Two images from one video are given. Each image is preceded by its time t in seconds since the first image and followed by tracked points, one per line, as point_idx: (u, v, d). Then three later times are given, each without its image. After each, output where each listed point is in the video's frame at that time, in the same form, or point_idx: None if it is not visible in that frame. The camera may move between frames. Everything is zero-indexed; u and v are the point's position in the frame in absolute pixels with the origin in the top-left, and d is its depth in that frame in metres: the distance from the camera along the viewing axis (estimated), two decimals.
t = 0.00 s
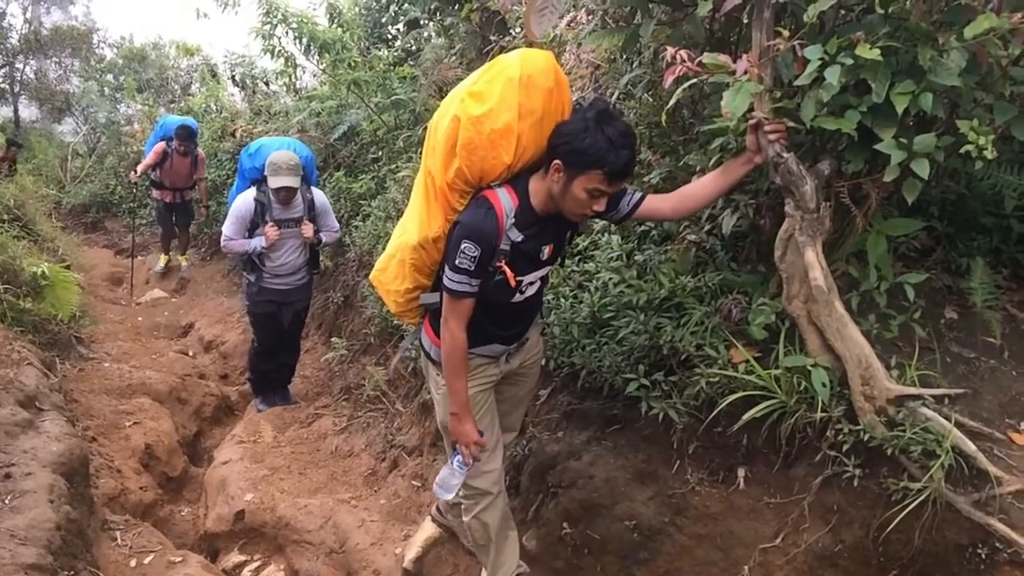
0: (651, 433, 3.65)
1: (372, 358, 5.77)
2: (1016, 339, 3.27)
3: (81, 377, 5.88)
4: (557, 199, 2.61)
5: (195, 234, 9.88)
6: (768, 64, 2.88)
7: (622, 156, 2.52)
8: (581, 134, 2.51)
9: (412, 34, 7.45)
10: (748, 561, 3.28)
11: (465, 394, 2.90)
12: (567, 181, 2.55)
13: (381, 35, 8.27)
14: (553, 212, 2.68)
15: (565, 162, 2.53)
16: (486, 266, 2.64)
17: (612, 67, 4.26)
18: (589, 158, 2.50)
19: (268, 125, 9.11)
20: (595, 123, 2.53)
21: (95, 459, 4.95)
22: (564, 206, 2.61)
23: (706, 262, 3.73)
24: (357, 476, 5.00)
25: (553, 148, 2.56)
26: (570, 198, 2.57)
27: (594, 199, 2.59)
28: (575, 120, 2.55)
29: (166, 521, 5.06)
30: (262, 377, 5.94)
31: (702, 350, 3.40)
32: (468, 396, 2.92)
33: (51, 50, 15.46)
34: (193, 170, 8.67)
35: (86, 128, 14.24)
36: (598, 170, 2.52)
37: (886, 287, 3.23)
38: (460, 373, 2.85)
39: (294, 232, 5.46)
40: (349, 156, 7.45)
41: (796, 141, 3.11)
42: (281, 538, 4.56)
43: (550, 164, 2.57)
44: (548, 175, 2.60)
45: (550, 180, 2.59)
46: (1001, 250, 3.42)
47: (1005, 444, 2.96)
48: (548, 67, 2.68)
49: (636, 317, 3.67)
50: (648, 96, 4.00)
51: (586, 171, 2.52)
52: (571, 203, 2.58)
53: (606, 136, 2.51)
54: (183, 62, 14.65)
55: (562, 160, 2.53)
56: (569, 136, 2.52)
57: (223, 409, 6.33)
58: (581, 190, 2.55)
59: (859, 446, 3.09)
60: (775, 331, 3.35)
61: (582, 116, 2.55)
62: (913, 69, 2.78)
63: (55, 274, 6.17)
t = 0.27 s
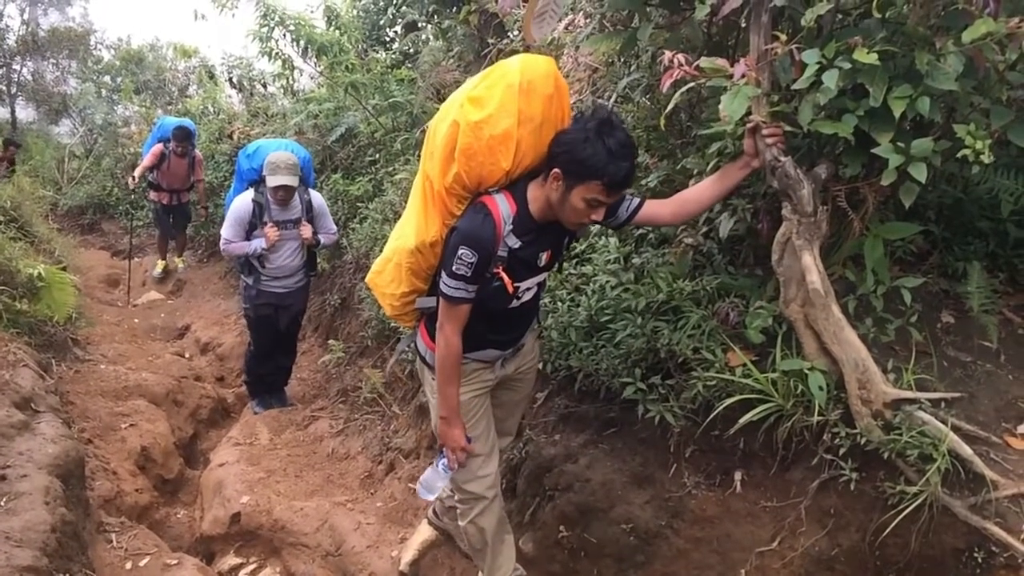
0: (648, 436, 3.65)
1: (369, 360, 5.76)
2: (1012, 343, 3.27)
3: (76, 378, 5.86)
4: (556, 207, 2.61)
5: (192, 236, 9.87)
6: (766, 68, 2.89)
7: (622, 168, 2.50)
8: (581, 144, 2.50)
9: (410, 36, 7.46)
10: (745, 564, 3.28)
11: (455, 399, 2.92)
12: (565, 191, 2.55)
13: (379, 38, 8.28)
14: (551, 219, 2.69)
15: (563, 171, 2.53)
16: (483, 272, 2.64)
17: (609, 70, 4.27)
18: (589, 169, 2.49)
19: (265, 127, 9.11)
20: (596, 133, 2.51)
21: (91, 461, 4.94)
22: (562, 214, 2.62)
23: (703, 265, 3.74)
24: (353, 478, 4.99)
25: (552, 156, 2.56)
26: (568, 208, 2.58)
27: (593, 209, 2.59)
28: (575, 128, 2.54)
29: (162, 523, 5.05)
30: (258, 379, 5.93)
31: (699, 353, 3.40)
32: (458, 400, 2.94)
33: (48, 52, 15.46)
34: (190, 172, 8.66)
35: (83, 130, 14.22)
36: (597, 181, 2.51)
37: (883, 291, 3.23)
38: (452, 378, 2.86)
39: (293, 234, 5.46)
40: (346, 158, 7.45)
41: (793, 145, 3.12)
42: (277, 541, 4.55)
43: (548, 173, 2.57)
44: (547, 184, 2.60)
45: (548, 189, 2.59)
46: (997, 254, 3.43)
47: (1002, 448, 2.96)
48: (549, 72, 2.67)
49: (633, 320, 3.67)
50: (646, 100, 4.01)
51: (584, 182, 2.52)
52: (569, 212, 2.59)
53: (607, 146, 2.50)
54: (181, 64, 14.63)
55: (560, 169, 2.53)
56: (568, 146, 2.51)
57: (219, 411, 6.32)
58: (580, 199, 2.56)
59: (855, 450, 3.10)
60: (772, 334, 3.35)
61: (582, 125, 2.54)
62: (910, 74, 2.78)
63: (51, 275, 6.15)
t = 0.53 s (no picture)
0: (646, 438, 3.65)
1: (367, 362, 5.76)
2: (1011, 346, 3.27)
3: (74, 380, 5.85)
4: (555, 215, 2.62)
5: (190, 237, 9.86)
6: (765, 70, 2.89)
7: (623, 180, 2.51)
8: (583, 153, 2.50)
9: (409, 39, 7.46)
10: (744, 567, 3.28)
11: (448, 403, 2.92)
12: (566, 199, 2.56)
13: (378, 40, 8.29)
14: (551, 227, 2.69)
15: (564, 179, 2.53)
16: (481, 278, 2.64)
17: (608, 73, 4.27)
18: (591, 179, 2.50)
19: (264, 129, 9.11)
20: (598, 144, 2.51)
21: (89, 463, 4.93)
22: (562, 223, 2.62)
23: (702, 267, 3.74)
24: (352, 480, 4.99)
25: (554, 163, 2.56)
26: (568, 216, 2.58)
27: (593, 219, 2.59)
28: (578, 137, 2.54)
29: (160, 525, 5.04)
30: (257, 381, 5.92)
31: (698, 356, 3.40)
32: (451, 405, 2.94)
33: (46, 53, 15.49)
34: (189, 173, 8.65)
35: (82, 131, 14.21)
36: (598, 191, 2.52)
37: (881, 294, 3.23)
38: (446, 383, 2.87)
39: (292, 236, 5.45)
40: (344, 160, 7.44)
41: (792, 147, 3.12)
42: (275, 543, 4.54)
43: (549, 180, 2.57)
44: (547, 191, 2.60)
45: (548, 196, 2.59)
46: (995, 257, 3.43)
47: (1000, 451, 2.96)
48: (552, 78, 2.67)
49: (632, 322, 3.66)
50: (645, 102, 4.01)
51: (585, 191, 2.52)
52: (569, 221, 2.59)
53: (609, 156, 2.50)
54: (179, 66, 14.61)
55: (561, 177, 2.54)
56: (570, 154, 2.52)
57: (217, 413, 6.31)
58: (580, 208, 2.56)
59: (854, 453, 3.10)
60: (771, 337, 3.35)
61: (585, 134, 2.54)
62: (909, 76, 2.79)
63: (49, 277, 6.14)
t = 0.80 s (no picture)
0: (648, 440, 3.65)
1: (369, 363, 5.76)
2: (1013, 348, 3.27)
3: (76, 381, 5.86)
4: (558, 222, 2.60)
5: (192, 239, 9.88)
6: (766, 72, 2.89)
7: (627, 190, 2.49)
8: (588, 161, 2.48)
9: (410, 40, 7.48)
10: (746, 569, 3.28)
11: (445, 407, 2.93)
12: (569, 207, 2.54)
13: (379, 41, 8.30)
14: (553, 233, 2.68)
15: (568, 188, 2.51)
16: (482, 284, 2.64)
17: (610, 74, 4.27)
18: (596, 187, 2.48)
19: (266, 130, 9.12)
20: (603, 152, 2.50)
21: (91, 464, 4.93)
22: (564, 230, 2.60)
23: (704, 268, 3.74)
24: (353, 481, 4.99)
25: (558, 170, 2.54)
26: (570, 224, 2.57)
27: (596, 228, 2.58)
28: (583, 144, 2.53)
29: (161, 526, 5.04)
30: (258, 382, 5.92)
31: (699, 357, 3.40)
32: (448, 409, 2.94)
33: (48, 55, 15.58)
34: (191, 175, 8.65)
35: (84, 133, 14.24)
36: (601, 201, 2.50)
37: (883, 295, 3.23)
38: (444, 387, 2.88)
39: (294, 237, 5.46)
40: (346, 162, 7.45)
41: (794, 148, 3.13)
42: (277, 545, 4.54)
43: (553, 188, 2.55)
44: (551, 198, 2.58)
45: (551, 203, 2.58)
46: (997, 258, 3.43)
47: (1002, 453, 2.96)
48: (556, 84, 2.67)
49: (633, 324, 3.66)
50: (646, 103, 4.01)
51: (589, 200, 2.50)
52: (572, 229, 2.58)
53: (613, 166, 2.48)
54: (181, 67, 14.62)
55: (565, 185, 2.52)
56: (575, 162, 2.50)
57: (219, 414, 6.32)
58: (583, 217, 2.54)
59: (856, 454, 3.09)
60: (772, 338, 3.35)
61: (590, 142, 2.52)
62: (911, 78, 2.79)
63: (51, 278, 6.15)
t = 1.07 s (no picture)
0: (652, 440, 3.65)
1: (373, 363, 5.77)
2: (1018, 348, 3.26)
3: (81, 381, 5.87)
4: (563, 229, 2.60)
5: (196, 238, 9.89)
6: (771, 71, 2.89)
7: (633, 199, 2.49)
8: (594, 169, 2.47)
9: (414, 40, 7.48)
10: (750, 570, 3.28)
11: (445, 412, 2.94)
12: (574, 215, 2.53)
13: (383, 42, 8.31)
14: (557, 239, 2.67)
15: (573, 195, 2.50)
16: (485, 289, 2.64)
17: (614, 74, 4.27)
18: (602, 196, 2.47)
19: (270, 130, 9.13)
20: (610, 160, 2.49)
21: (95, 464, 4.94)
22: (569, 238, 2.60)
23: (708, 269, 3.73)
24: (357, 481, 4.99)
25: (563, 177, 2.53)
26: (576, 231, 2.56)
27: (601, 236, 2.57)
28: (590, 152, 2.51)
29: (166, 526, 5.05)
30: (262, 382, 5.93)
31: (703, 358, 3.39)
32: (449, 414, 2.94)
33: (54, 55, 15.69)
34: (196, 175, 8.66)
35: (89, 133, 14.27)
36: (608, 209, 2.50)
37: (888, 296, 3.23)
38: (445, 392, 2.88)
39: (299, 238, 5.47)
40: (350, 162, 7.46)
41: (798, 149, 3.12)
42: (281, 544, 4.54)
43: (558, 195, 2.54)
44: (556, 205, 2.57)
45: (557, 210, 2.57)
46: (1003, 258, 3.41)
47: (1008, 453, 2.95)
48: (564, 88, 2.66)
49: (637, 324, 3.65)
50: (650, 103, 4.01)
51: (595, 208, 2.50)
52: (576, 236, 2.57)
53: (620, 174, 2.48)
54: (185, 68, 14.64)
55: (571, 193, 2.51)
56: (581, 170, 2.49)
57: (223, 414, 6.32)
58: (588, 225, 2.54)
59: (861, 455, 3.08)
60: (777, 339, 3.34)
61: (597, 150, 2.51)
62: (916, 78, 2.78)
63: (56, 278, 6.16)
